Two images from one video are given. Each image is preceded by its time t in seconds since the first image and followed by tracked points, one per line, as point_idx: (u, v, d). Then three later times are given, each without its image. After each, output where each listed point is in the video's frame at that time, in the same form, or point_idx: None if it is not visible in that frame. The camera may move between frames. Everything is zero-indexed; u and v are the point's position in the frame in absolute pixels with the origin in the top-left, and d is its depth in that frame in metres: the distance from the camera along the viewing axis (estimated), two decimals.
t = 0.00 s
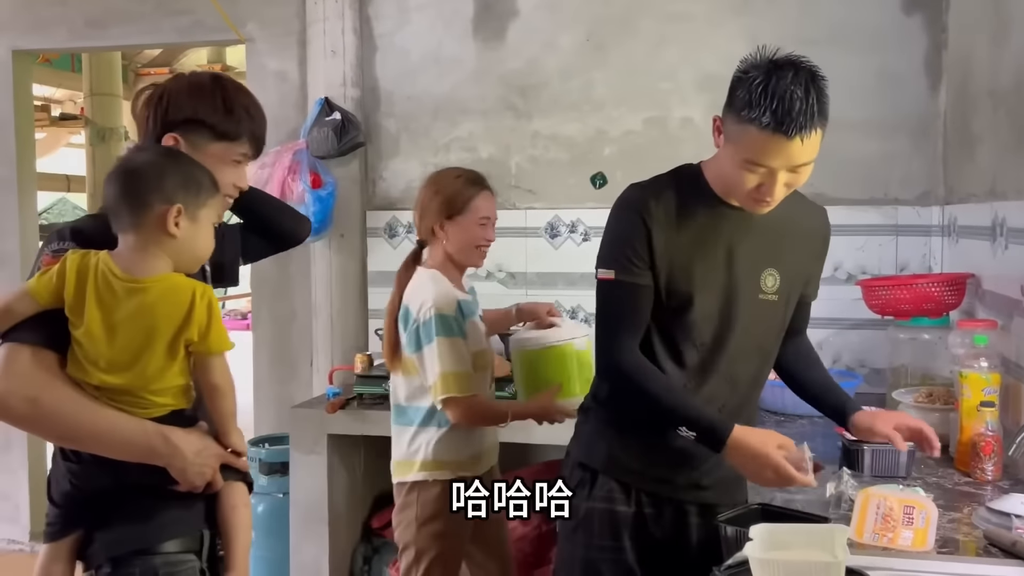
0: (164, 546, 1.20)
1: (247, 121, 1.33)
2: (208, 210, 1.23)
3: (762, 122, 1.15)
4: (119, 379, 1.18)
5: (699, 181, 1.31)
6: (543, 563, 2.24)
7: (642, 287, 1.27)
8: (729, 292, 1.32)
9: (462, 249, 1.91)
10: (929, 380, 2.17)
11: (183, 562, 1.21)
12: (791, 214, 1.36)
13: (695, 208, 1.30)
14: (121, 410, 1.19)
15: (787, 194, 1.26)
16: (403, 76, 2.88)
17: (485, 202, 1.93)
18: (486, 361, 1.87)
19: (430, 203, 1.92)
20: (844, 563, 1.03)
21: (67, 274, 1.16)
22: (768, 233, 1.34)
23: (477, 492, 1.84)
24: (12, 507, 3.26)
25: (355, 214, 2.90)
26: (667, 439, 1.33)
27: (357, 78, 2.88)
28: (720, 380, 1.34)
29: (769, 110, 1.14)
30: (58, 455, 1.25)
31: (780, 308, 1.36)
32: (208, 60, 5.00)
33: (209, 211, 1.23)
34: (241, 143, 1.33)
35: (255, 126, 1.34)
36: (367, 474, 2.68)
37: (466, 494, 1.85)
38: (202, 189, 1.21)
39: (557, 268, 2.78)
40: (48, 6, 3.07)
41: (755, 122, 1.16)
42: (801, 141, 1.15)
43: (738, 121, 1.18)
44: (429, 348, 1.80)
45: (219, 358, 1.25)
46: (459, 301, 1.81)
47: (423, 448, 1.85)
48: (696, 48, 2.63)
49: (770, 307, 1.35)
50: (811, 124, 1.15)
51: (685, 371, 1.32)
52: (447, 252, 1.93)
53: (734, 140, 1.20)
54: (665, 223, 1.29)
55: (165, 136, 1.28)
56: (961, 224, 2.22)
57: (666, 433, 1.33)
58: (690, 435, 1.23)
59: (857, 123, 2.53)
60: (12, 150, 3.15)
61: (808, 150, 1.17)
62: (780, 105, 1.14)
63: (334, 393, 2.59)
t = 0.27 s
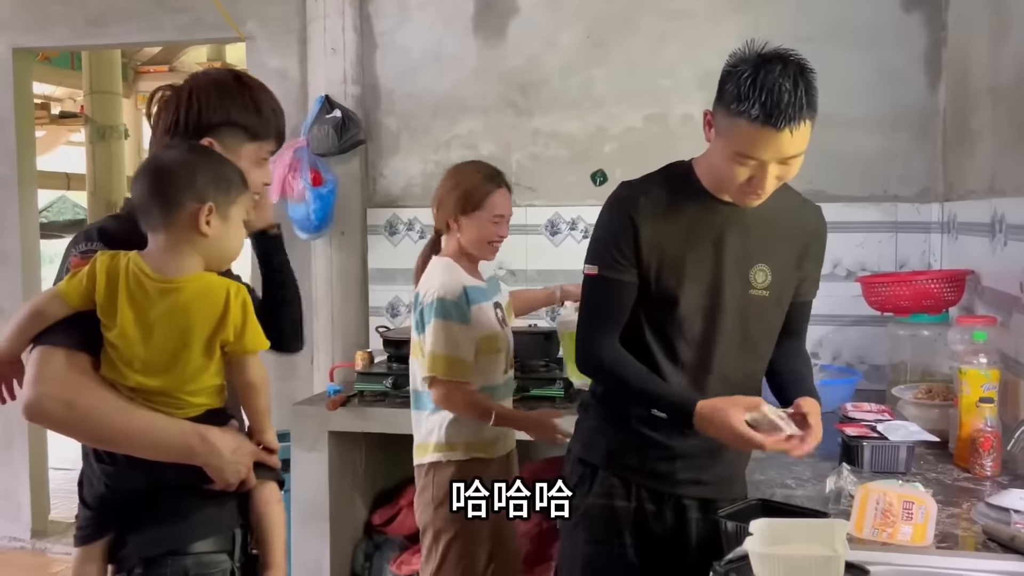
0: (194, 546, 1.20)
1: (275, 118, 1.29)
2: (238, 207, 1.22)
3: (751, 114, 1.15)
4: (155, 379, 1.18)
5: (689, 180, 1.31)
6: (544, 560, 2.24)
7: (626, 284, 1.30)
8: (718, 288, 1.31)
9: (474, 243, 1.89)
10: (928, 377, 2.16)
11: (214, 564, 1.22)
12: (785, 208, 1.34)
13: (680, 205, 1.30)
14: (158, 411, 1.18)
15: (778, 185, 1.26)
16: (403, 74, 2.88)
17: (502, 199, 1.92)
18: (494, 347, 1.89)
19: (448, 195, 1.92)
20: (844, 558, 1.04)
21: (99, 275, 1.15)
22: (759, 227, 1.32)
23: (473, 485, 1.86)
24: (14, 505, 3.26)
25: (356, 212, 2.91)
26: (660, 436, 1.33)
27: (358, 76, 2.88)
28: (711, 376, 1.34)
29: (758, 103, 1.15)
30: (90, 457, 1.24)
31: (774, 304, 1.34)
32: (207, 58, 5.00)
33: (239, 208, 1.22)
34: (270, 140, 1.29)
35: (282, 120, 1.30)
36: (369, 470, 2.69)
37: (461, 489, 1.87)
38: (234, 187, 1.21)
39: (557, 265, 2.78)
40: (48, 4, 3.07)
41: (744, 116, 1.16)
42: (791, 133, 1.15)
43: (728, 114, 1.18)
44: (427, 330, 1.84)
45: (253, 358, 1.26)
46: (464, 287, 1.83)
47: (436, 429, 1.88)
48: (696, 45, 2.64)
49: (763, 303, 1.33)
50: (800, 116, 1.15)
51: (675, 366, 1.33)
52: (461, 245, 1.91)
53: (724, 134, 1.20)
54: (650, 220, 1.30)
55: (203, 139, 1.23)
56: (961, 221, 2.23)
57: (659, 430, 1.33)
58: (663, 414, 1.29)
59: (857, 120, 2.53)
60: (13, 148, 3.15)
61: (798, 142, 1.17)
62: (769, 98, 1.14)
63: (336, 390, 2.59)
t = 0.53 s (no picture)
0: (208, 546, 1.21)
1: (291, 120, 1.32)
2: (248, 208, 1.22)
3: (724, 101, 1.18)
4: (165, 381, 1.18)
5: (679, 177, 1.32)
6: (543, 557, 2.26)
7: (615, 280, 1.31)
8: (708, 284, 1.32)
9: (494, 245, 1.97)
10: (924, 374, 2.17)
11: (229, 564, 1.22)
12: (775, 204, 1.34)
13: (669, 200, 1.31)
14: (169, 411, 1.19)
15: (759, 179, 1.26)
16: (401, 72, 2.88)
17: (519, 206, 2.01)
18: (491, 343, 1.93)
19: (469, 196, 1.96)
20: (841, 553, 1.05)
21: (109, 277, 1.16)
22: (750, 223, 1.32)
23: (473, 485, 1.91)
24: (14, 503, 3.27)
25: (355, 211, 2.91)
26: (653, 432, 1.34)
27: (357, 75, 2.89)
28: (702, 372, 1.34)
29: (731, 90, 1.17)
30: (104, 459, 1.25)
31: (766, 300, 1.34)
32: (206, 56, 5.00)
33: (249, 210, 1.22)
34: (288, 141, 1.31)
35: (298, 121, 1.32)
36: (368, 468, 2.69)
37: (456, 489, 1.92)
38: (244, 188, 1.20)
39: (556, 264, 2.79)
40: (47, 3, 3.07)
41: (717, 103, 1.19)
42: (763, 120, 1.17)
43: (706, 103, 1.21)
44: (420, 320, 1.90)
45: (264, 361, 1.24)
46: (463, 283, 1.89)
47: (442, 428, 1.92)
48: (694, 44, 2.65)
49: (755, 299, 1.34)
50: (774, 104, 1.17)
51: (667, 361, 1.34)
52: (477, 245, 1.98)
53: (702, 123, 1.22)
54: (638, 216, 1.31)
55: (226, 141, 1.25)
56: (958, 218, 2.24)
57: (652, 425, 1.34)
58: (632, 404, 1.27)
59: (854, 118, 2.54)
60: (12, 146, 3.16)
61: (774, 131, 1.19)
62: (742, 86, 1.17)
63: (335, 388, 2.60)
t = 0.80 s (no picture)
0: (213, 537, 1.22)
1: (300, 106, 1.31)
2: (234, 193, 1.19)
3: (700, 98, 1.17)
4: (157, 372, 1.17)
5: (669, 169, 1.33)
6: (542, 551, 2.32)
7: (607, 269, 1.31)
8: (701, 274, 1.32)
9: (500, 236, 1.97)
10: (920, 368, 2.18)
11: (232, 557, 1.23)
12: (769, 193, 1.34)
13: (661, 190, 1.31)
14: (163, 402, 1.19)
15: (748, 170, 1.25)
16: (398, 68, 2.88)
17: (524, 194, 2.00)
18: (494, 334, 1.95)
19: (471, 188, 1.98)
20: (837, 543, 1.05)
21: (101, 269, 1.16)
22: (743, 213, 1.32)
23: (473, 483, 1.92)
24: (11, 499, 3.26)
25: (352, 207, 2.91)
26: (648, 421, 1.34)
27: (354, 70, 2.88)
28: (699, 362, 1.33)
29: (708, 86, 1.16)
30: (108, 448, 1.26)
31: (761, 290, 1.34)
32: (203, 53, 4.99)
33: (235, 195, 1.19)
34: (295, 126, 1.31)
35: (305, 106, 1.32)
36: (366, 463, 2.70)
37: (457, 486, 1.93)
38: (228, 173, 1.18)
39: (553, 260, 2.79)
40: None
41: (695, 99, 1.18)
42: (740, 115, 1.16)
43: (685, 99, 1.20)
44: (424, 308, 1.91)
45: (254, 350, 1.21)
46: (469, 273, 1.91)
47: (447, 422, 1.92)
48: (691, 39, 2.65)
49: (749, 289, 1.33)
50: (751, 98, 1.15)
51: (660, 351, 1.34)
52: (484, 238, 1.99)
53: (683, 119, 1.22)
54: (629, 206, 1.31)
55: (234, 129, 1.24)
56: (954, 213, 2.24)
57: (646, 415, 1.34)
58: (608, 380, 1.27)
59: (851, 114, 2.55)
60: (9, 143, 3.15)
61: (755, 125, 1.17)
62: (719, 82, 1.16)
63: (333, 383, 2.60)
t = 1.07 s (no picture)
0: (211, 538, 1.22)
1: (306, 108, 1.31)
2: (225, 193, 1.19)
3: (703, 111, 1.16)
4: (147, 376, 1.16)
5: (669, 169, 1.32)
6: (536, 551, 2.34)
7: (604, 268, 1.31)
8: (700, 271, 1.31)
9: (498, 231, 1.97)
10: (918, 366, 2.18)
11: (227, 559, 1.23)
12: (770, 193, 1.34)
13: (660, 188, 1.31)
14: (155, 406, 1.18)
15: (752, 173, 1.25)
16: (395, 65, 2.87)
17: (523, 189, 2.00)
18: (497, 330, 1.94)
19: (470, 185, 1.99)
20: (834, 542, 1.05)
21: (92, 272, 1.17)
22: (742, 211, 1.32)
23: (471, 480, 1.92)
24: (7, 498, 3.25)
25: (348, 205, 2.90)
26: (648, 420, 1.34)
27: (350, 68, 2.87)
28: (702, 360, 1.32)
29: (710, 99, 1.15)
30: (106, 450, 1.26)
31: (760, 288, 1.34)
32: (199, 50, 4.96)
33: (225, 196, 1.19)
34: (301, 128, 1.30)
35: (311, 107, 1.32)
36: (363, 462, 2.69)
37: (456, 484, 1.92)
38: (219, 173, 1.18)
39: (550, 258, 2.79)
40: None
41: (695, 112, 1.17)
42: (745, 124, 1.15)
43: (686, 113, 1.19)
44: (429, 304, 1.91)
45: (242, 353, 1.19)
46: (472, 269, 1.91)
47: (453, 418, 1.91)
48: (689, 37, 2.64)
49: (749, 288, 1.33)
50: (754, 106, 1.15)
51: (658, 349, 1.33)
52: (484, 236, 1.99)
53: (685, 131, 1.21)
54: (628, 205, 1.30)
55: (241, 130, 1.23)
56: (951, 211, 2.24)
57: (646, 414, 1.34)
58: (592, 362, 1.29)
59: (849, 111, 2.54)
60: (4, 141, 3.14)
61: (758, 131, 1.17)
62: (718, 94, 1.15)
63: (330, 381, 2.60)
